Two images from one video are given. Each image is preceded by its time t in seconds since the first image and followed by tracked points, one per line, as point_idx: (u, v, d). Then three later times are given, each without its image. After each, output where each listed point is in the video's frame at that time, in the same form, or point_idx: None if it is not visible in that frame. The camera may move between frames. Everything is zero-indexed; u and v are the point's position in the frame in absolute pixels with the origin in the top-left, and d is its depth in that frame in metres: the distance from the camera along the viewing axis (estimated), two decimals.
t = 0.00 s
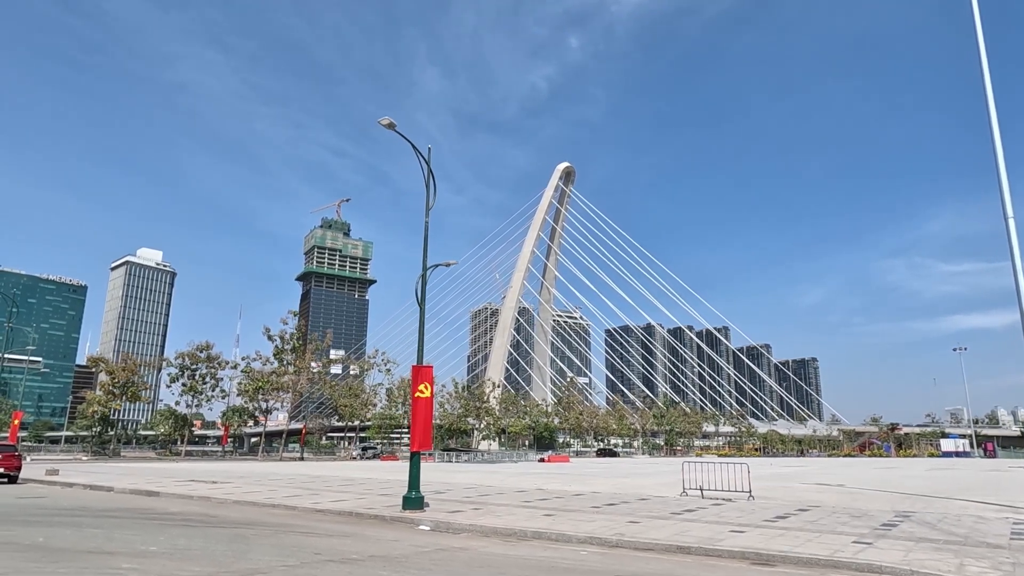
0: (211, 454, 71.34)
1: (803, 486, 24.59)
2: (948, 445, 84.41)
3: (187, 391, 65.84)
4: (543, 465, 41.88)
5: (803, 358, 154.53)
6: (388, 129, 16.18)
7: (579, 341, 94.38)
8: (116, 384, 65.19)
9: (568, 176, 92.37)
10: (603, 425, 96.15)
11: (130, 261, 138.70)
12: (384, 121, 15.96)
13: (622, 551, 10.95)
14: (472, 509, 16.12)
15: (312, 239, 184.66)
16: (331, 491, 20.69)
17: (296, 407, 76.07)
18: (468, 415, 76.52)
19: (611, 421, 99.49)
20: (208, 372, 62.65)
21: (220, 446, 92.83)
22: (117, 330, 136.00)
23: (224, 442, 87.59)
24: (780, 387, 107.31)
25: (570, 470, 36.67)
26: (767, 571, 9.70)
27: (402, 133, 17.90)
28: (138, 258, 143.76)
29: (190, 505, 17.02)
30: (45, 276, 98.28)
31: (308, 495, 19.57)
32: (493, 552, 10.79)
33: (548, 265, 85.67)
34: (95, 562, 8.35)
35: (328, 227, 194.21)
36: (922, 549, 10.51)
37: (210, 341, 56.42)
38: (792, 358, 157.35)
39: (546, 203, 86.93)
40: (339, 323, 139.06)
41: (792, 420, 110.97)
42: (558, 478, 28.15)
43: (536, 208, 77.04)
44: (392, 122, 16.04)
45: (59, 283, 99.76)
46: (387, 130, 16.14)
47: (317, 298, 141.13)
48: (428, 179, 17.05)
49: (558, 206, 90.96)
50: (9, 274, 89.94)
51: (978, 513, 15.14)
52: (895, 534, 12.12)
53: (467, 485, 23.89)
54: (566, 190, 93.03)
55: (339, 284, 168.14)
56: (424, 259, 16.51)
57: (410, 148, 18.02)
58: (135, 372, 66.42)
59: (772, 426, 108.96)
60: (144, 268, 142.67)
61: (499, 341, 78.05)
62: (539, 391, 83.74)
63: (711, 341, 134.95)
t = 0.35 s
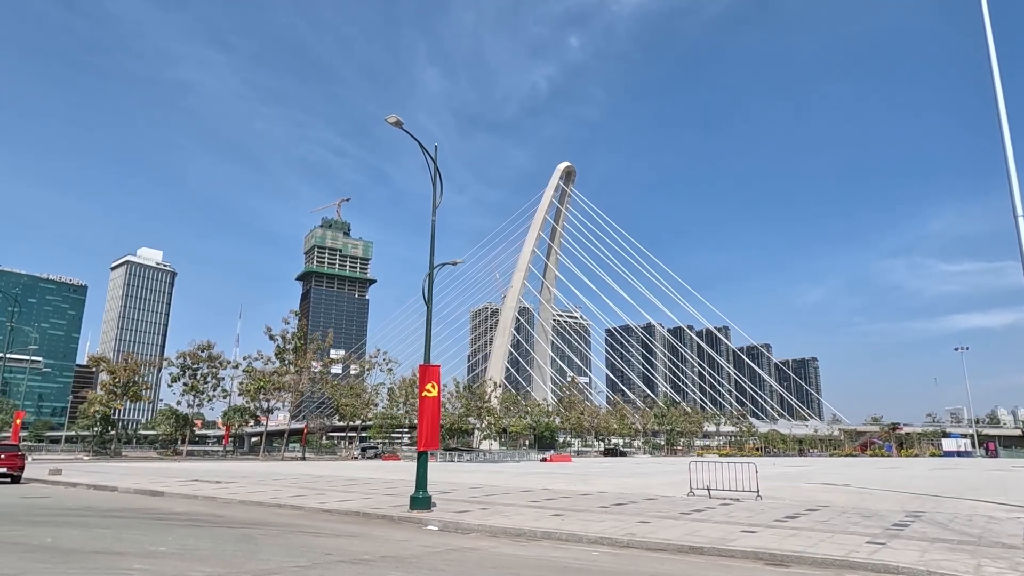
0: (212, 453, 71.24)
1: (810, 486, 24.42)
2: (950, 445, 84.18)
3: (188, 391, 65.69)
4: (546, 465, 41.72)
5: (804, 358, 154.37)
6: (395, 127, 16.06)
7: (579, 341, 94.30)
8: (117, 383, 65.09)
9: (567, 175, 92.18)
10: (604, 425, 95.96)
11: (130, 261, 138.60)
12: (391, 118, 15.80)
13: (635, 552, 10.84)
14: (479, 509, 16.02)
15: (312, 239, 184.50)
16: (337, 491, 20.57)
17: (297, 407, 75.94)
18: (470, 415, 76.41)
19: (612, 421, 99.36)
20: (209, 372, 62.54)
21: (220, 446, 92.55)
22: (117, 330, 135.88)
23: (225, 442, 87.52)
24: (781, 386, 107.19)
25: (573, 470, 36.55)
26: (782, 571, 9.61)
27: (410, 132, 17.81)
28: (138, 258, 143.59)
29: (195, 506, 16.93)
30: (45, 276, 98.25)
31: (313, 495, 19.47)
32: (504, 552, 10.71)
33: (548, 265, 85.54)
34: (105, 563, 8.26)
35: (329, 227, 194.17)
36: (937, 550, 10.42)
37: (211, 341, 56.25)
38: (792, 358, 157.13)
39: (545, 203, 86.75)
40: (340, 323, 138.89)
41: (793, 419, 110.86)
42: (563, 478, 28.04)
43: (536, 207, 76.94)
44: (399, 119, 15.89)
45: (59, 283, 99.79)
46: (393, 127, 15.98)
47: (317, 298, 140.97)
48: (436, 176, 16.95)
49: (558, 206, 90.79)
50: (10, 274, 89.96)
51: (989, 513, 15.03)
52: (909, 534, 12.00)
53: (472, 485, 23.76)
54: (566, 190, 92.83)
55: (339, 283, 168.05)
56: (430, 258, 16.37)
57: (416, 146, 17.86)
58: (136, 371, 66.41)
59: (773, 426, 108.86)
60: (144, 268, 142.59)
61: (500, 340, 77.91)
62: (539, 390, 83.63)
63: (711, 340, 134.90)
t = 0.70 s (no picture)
0: (211, 453, 70.98)
1: (814, 486, 24.26)
2: (950, 445, 84.02)
3: (187, 391, 65.42)
4: (548, 465, 41.59)
5: (802, 358, 154.37)
6: (399, 122, 15.91)
7: (578, 342, 94.05)
8: (115, 383, 64.81)
9: (567, 175, 92.13)
10: (603, 425, 95.79)
11: (129, 260, 138.25)
12: (395, 113, 15.62)
13: (644, 553, 10.68)
14: (484, 510, 15.86)
15: (311, 239, 184.34)
16: (338, 491, 20.38)
17: (296, 407, 75.68)
18: (469, 415, 76.03)
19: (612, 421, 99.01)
20: (208, 371, 62.30)
21: (218, 446, 92.23)
22: (116, 329, 135.61)
23: (223, 442, 87.23)
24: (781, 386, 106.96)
25: (575, 470, 36.41)
26: (795, 573, 9.45)
27: (413, 128, 17.66)
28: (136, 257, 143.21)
29: (196, 506, 16.78)
30: (43, 275, 98.28)
31: (315, 495, 19.29)
32: (511, 554, 10.59)
33: (547, 265, 85.40)
34: (106, 564, 8.08)
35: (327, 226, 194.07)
36: (952, 551, 10.26)
37: (210, 340, 56.04)
38: (790, 358, 156.97)
39: (545, 203, 86.65)
40: (339, 323, 138.64)
41: (792, 420, 110.67)
42: (565, 478, 27.91)
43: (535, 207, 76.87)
44: (403, 115, 15.72)
45: (57, 282, 99.71)
46: (397, 123, 15.81)
47: (316, 297, 140.75)
48: (440, 173, 16.79)
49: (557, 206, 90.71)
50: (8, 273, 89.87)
51: (998, 514, 14.88)
52: (921, 535, 11.83)
53: (475, 485, 23.62)
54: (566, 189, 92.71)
55: (338, 283, 167.82)
56: (434, 255, 16.22)
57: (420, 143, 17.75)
58: (135, 370, 66.12)
59: (773, 426, 108.74)
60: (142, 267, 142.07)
61: (499, 339, 77.77)
62: (537, 390, 83.51)
63: (710, 340, 134.92)
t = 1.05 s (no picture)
0: (206, 453, 70.60)
1: (814, 487, 24.12)
2: (944, 445, 84.17)
3: (181, 390, 65.03)
4: (544, 465, 41.45)
5: (796, 358, 154.65)
6: (398, 119, 15.66)
7: (573, 341, 93.90)
8: (108, 382, 64.39)
9: (562, 175, 91.96)
10: (599, 425, 95.73)
11: (121, 259, 137.24)
12: (394, 109, 15.40)
13: (650, 556, 10.52)
14: (484, 510, 15.69)
15: (305, 237, 183.80)
16: (336, 492, 20.16)
17: (291, 407, 75.31)
18: (464, 415, 75.63)
19: (607, 421, 98.84)
20: (202, 371, 61.92)
21: (212, 446, 91.78)
22: (108, 328, 134.83)
23: (217, 442, 86.75)
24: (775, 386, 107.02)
25: (572, 470, 36.23)
26: None
27: (413, 123, 17.40)
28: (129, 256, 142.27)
29: (191, 507, 16.53)
30: (35, 273, 96.94)
31: (312, 496, 19.06)
32: (515, 557, 10.42)
33: (542, 265, 85.25)
34: (100, 570, 7.88)
35: (322, 225, 193.66)
36: (962, 554, 10.12)
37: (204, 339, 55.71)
38: (785, 358, 157.17)
39: (540, 203, 86.47)
40: (334, 322, 138.15)
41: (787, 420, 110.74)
42: (563, 479, 27.75)
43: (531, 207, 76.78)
44: (402, 111, 15.48)
45: (49, 281, 98.27)
46: (396, 120, 15.57)
47: (310, 297, 140.22)
48: (440, 170, 16.58)
49: (552, 206, 90.61)
50: None
51: (1002, 515, 14.76)
52: (927, 537, 11.72)
53: (473, 486, 23.42)
54: (561, 189, 92.56)
55: (332, 282, 167.38)
56: (433, 253, 16.02)
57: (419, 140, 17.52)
58: (128, 370, 65.75)
59: (767, 426, 108.79)
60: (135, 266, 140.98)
61: (493, 339, 77.57)
62: (532, 390, 83.39)
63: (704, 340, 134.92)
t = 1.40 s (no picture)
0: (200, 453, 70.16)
1: (814, 487, 24.09)
2: (938, 445, 84.52)
3: (175, 390, 64.63)
4: (541, 465, 41.36)
5: (789, 358, 155.14)
6: (400, 115, 15.45)
7: (567, 341, 93.79)
8: (101, 382, 63.87)
9: (557, 175, 91.86)
10: (594, 425, 95.70)
11: (113, 257, 136.22)
12: (396, 106, 15.21)
13: (658, 557, 10.39)
14: (486, 511, 15.52)
15: (299, 237, 183.14)
16: (335, 492, 19.98)
17: (286, 407, 74.96)
18: (459, 415, 75.31)
19: (602, 421, 98.77)
20: (196, 371, 61.52)
21: (206, 446, 91.32)
22: (100, 328, 133.88)
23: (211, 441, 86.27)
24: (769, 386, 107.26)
25: (570, 470, 36.16)
26: None
27: (415, 119, 17.23)
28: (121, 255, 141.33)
29: (189, 508, 16.28)
30: (26, 273, 96.65)
31: (311, 496, 18.87)
32: (522, 558, 10.26)
33: (537, 264, 85.17)
34: (101, 572, 7.70)
35: (316, 224, 193.19)
36: (973, 554, 10.03)
37: (198, 339, 55.36)
38: (778, 358, 157.64)
39: (535, 202, 86.39)
40: (328, 321, 137.64)
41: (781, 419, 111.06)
42: (563, 479, 27.64)
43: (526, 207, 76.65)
44: (404, 107, 15.29)
45: (40, 281, 97.98)
46: (398, 116, 15.40)
47: (304, 296, 139.70)
48: (441, 168, 16.40)
49: (547, 206, 90.45)
50: None
51: (1007, 515, 14.73)
52: (936, 537, 11.64)
53: (473, 486, 23.29)
54: (556, 189, 92.48)
55: (326, 282, 166.98)
56: (435, 250, 15.85)
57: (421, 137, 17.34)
58: (121, 369, 65.18)
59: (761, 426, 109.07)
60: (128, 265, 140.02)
61: (488, 339, 77.40)
62: (526, 390, 83.19)
63: (698, 340, 135.13)
